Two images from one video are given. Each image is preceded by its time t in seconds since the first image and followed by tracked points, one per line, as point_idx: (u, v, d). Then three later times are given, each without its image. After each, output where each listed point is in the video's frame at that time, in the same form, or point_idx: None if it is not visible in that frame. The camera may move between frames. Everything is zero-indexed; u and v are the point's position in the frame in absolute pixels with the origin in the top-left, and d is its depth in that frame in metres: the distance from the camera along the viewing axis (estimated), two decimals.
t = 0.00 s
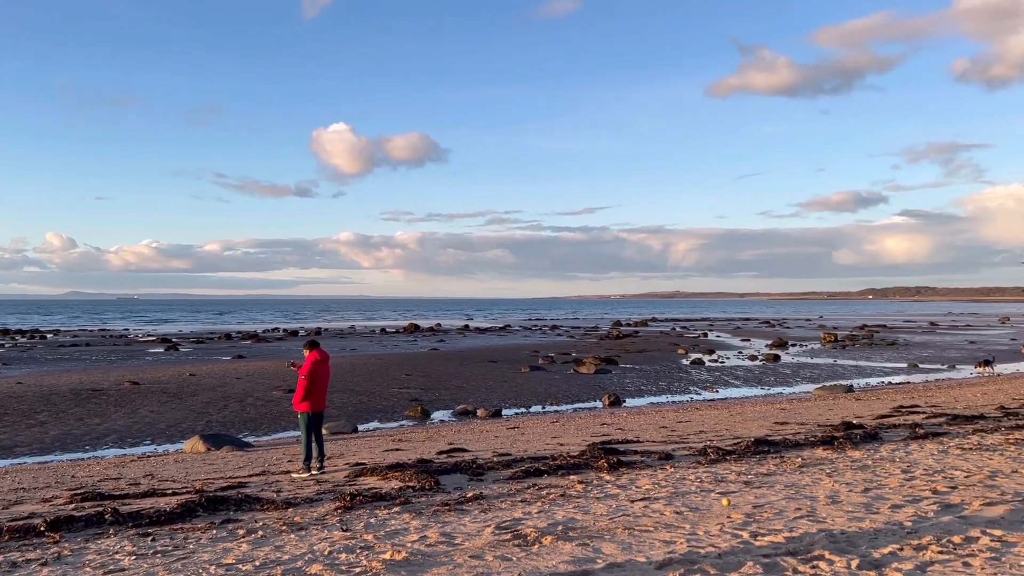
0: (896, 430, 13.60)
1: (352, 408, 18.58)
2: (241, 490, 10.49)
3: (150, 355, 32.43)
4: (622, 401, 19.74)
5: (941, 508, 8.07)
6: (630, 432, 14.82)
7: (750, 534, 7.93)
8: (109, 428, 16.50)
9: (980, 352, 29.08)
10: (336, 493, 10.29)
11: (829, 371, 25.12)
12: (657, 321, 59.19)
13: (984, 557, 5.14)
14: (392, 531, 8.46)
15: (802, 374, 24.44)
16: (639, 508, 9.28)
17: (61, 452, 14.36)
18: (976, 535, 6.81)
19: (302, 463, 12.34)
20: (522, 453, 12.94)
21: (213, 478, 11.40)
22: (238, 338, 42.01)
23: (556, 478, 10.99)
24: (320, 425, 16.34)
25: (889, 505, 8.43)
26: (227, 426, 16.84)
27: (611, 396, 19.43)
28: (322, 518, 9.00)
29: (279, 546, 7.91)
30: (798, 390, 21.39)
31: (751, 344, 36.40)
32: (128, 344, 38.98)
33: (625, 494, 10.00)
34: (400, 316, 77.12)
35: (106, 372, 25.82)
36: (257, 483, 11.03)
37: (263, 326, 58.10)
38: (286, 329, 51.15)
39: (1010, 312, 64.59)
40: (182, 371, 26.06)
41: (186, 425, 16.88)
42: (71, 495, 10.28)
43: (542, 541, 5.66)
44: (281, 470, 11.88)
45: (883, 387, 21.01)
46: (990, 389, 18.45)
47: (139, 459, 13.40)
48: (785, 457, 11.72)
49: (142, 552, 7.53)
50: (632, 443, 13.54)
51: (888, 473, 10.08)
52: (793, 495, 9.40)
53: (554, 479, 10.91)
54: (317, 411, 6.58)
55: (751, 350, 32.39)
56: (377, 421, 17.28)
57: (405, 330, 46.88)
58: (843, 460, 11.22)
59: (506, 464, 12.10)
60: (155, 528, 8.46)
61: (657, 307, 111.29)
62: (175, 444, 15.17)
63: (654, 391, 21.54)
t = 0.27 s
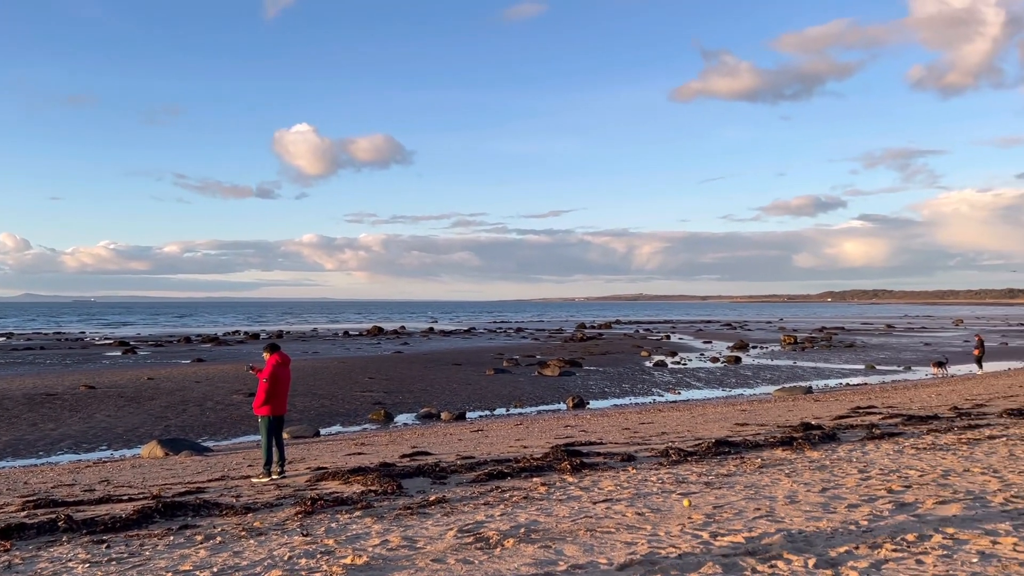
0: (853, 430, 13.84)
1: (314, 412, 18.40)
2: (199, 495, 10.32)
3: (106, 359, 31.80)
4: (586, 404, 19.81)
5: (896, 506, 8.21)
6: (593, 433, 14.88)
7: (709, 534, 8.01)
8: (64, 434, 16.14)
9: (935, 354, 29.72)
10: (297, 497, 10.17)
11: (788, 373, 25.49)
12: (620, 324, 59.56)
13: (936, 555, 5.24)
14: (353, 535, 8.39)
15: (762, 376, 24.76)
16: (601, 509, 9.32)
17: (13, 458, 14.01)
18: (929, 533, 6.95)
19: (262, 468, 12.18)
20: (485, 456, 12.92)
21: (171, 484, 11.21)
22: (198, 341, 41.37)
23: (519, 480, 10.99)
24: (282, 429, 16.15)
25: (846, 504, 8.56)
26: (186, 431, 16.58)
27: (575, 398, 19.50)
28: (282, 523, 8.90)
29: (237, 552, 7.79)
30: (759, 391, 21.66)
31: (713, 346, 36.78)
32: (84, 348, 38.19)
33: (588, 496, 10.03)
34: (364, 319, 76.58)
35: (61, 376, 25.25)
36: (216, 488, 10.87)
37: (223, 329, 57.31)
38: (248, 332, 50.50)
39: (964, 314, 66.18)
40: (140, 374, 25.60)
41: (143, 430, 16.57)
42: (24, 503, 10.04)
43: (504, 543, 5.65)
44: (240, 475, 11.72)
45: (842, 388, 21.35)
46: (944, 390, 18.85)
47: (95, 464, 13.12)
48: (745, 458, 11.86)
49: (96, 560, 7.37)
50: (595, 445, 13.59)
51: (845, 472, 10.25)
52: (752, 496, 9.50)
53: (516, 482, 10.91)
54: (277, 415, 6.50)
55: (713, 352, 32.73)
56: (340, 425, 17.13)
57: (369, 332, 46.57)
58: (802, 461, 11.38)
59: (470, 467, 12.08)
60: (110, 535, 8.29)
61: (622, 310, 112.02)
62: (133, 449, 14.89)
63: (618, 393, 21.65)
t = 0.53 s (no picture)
0: (812, 431, 14.04)
1: (275, 416, 18.18)
2: (155, 501, 10.13)
3: (61, 363, 31.12)
4: (549, 406, 19.84)
5: (852, 506, 8.34)
6: (556, 436, 14.90)
7: (670, 535, 8.06)
8: (16, 439, 15.74)
9: (892, 356, 30.28)
10: (255, 503, 10.03)
11: (749, 374, 25.79)
12: (584, 326, 59.83)
13: (889, 553, 5.33)
14: (313, 540, 8.30)
15: (724, 378, 25.01)
16: (563, 512, 9.33)
17: None
18: (884, 532, 7.06)
19: (221, 472, 11.99)
20: (448, 459, 12.87)
21: (126, 490, 10.99)
22: (156, 344, 40.65)
23: (481, 483, 10.95)
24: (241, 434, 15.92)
25: (804, 504, 8.67)
26: (143, 436, 16.27)
27: (539, 401, 19.51)
28: (240, 529, 8.77)
29: (194, 558, 7.66)
30: (720, 393, 21.87)
31: (676, 348, 37.11)
32: (38, 351, 37.33)
33: (550, 499, 10.04)
34: (327, 321, 75.90)
35: (13, 381, 24.64)
36: (173, 493, 10.68)
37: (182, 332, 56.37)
38: (208, 335, 49.76)
39: (919, 316, 67.64)
40: (96, 378, 25.07)
41: (99, 435, 16.23)
42: None
43: (465, 547, 5.63)
44: (198, 480, 11.53)
45: (801, 389, 21.64)
46: (899, 391, 19.22)
47: (48, 471, 12.81)
48: (706, 459, 11.96)
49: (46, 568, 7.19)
50: (557, 447, 13.61)
51: (803, 473, 10.39)
52: (712, 497, 9.59)
53: (479, 485, 10.88)
54: (236, 418, 6.41)
55: (675, 354, 32.99)
56: (301, 429, 16.93)
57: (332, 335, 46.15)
58: (761, 461, 11.51)
59: (432, 470, 12.02)
60: (62, 543, 8.09)
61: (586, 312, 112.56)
62: (87, 455, 14.57)
63: (581, 395, 21.72)
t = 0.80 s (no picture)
0: (770, 432, 14.23)
1: (235, 419, 17.92)
2: (110, 507, 9.93)
3: (13, 366, 30.39)
4: (512, 408, 19.83)
5: (808, 505, 8.45)
6: (519, 438, 14.90)
7: (630, 536, 8.10)
8: None
9: (849, 357, 30.81)
10: (212, 508, 9.87)
11: (710, 376, 26.05)
12: (548, 328, 59.99)
13: (843, 552, 5.41)
14: (271, 545, 8.19)
15: (685, 379, 25.22)
16: (524, 514, 9.33)
17: None
18: (840, 532, 7.17)
19: (178, 477, 11.78)
20: (409, 463, 12.80)
21: (79, 496, 10.75)
22: (113, 347, 39.86)
23: (443, 486, 10.91)
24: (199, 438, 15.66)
25: (761, 504, 8.77)
26: (98, 440, 15.93)
27: (502, 403, 19.49)
28: (196, 535, 8.62)
29: (148, 565, 7.51)
30: (682, 395, 22.06)
31: (638, 349, 37.34)
32: None
33: (511, 501, 10.03)
34: (288, 323, 75.07)
35: None
36: (129, 499, 10.47)
37: (141, 334, 55.44)
38: (167, 338, 48.93)
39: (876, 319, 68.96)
40: (49, 382, 24.50)
41: (52, 439, 15.86)
42: None
43: (425, 550, 5.59)
44: (154, 486, 11.32)
45: (761, 391, 21.91)
46: (856, 391, 19.56)
47: None
48: (666, 460, 12.06)
49: None
50: (520, 449, 13.61)
51: (762, 473, 10.52)
52: (672, 497, 9.66)
53: (440, 488, 10.83)
54: (192, 423, 6.28)
55: (638, 356, 33.21)
56: (261, 433, 16.70)
57: (293, 337, 45.66)
58: (720, 462, 11.62)
59: (393, 474, 11.94)
60: (11, 551, 7.89)
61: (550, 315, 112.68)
62: (40, 460, 14.23)
63: (544, 397, 21.75)
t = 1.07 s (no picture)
0: (730, 432, 14.39)
1: (192, 423, 17.63)
2: (62, 514, 9.70)
3: None
4: (475, 410, 19.79)
5: (766, 505, 8.56)
6: (481, 440, 14.87)
7: (590, 537, 8.13)
8: None
9: (807, 358, 31.29)
10: (169, 513, 9.69)
11: (671, 377, 26.27)
12: (512, 330, 60.05)
13: (799, 550, 5.48)
14: (228, 551, 8.07)
15: (647, 381, 25.40)
16: (486, 516, 9.31)
17: None
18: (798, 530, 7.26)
19: (133, 483, 11.55)
20: (371, 466, 12.70)
21: (31, 502, 10.48)
22: (66, 350, 39.01)
23: (404, 489, 10.84)
24: (156, 443, 15.38)
25: (721, 504, 8.86)
26: (51, 445, 15.57)
27: (465, 405, 19.44)
28: (152, 540, 8.46)
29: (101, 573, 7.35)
30: (644, 396, 22.20)
31: (601, 351, 37.51)
32: None
33: (473, 503, 10.00)
34: (248, 326, 74.13)
35: None
36: (82, 505, 10.24)
37: (96, 337, 54.32)
38: (123, 341, 47.98)
39: (833, 320, 70.13)
40: None
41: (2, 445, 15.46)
42: None
43: (386, 554, 5.55)
44: (109, 491, 11.09)
45: (722, 391, 22.14)
46: (814, 392, 19.85)
47: None
48: (627, 461, 12.13)
49: None
50: (482, 452, 13.58)
51: (721, 473, 10.63)
52: (633, 498, 9.71)
53: (402, 491, 10.76)
54: (148, 427, 6.12)
55: (600, 358, 33.36)
56: (219, 437, 16.45)
57: (253, 340, 45.10)
58: (681, 463, 11.72)
59: (354, 477, 11.84)
60: None
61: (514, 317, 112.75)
62: None
63: (508, 399, 21.74)
